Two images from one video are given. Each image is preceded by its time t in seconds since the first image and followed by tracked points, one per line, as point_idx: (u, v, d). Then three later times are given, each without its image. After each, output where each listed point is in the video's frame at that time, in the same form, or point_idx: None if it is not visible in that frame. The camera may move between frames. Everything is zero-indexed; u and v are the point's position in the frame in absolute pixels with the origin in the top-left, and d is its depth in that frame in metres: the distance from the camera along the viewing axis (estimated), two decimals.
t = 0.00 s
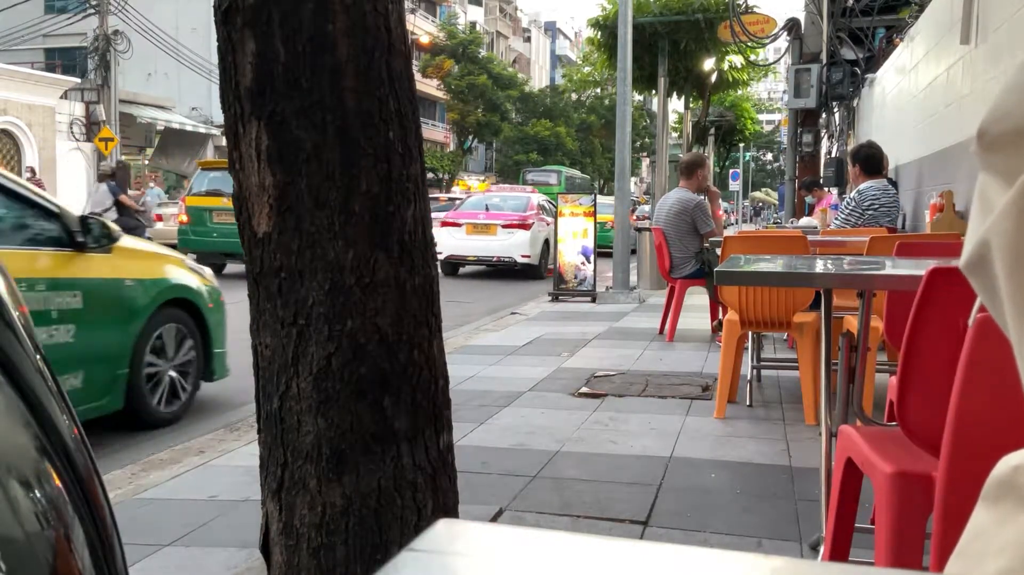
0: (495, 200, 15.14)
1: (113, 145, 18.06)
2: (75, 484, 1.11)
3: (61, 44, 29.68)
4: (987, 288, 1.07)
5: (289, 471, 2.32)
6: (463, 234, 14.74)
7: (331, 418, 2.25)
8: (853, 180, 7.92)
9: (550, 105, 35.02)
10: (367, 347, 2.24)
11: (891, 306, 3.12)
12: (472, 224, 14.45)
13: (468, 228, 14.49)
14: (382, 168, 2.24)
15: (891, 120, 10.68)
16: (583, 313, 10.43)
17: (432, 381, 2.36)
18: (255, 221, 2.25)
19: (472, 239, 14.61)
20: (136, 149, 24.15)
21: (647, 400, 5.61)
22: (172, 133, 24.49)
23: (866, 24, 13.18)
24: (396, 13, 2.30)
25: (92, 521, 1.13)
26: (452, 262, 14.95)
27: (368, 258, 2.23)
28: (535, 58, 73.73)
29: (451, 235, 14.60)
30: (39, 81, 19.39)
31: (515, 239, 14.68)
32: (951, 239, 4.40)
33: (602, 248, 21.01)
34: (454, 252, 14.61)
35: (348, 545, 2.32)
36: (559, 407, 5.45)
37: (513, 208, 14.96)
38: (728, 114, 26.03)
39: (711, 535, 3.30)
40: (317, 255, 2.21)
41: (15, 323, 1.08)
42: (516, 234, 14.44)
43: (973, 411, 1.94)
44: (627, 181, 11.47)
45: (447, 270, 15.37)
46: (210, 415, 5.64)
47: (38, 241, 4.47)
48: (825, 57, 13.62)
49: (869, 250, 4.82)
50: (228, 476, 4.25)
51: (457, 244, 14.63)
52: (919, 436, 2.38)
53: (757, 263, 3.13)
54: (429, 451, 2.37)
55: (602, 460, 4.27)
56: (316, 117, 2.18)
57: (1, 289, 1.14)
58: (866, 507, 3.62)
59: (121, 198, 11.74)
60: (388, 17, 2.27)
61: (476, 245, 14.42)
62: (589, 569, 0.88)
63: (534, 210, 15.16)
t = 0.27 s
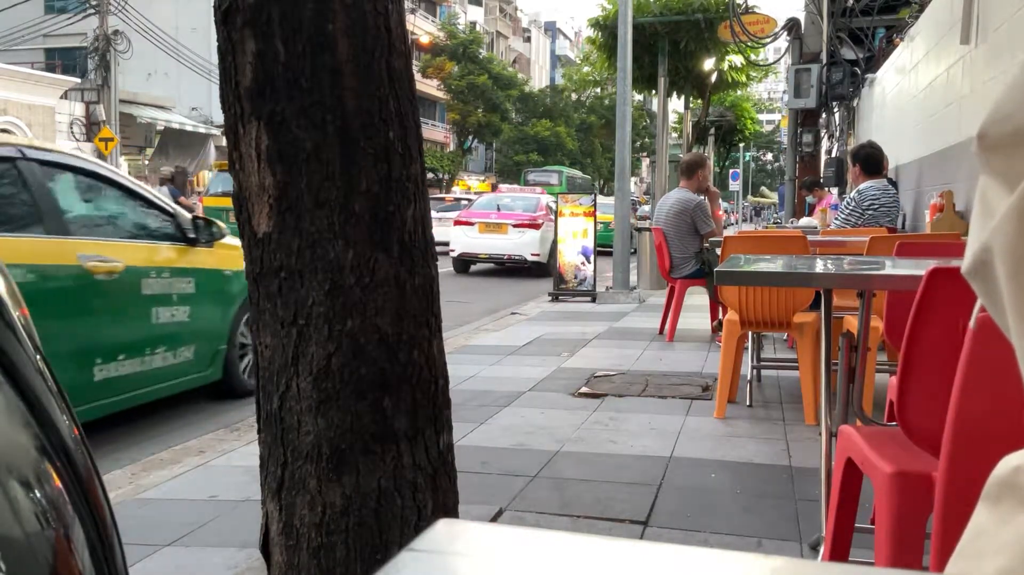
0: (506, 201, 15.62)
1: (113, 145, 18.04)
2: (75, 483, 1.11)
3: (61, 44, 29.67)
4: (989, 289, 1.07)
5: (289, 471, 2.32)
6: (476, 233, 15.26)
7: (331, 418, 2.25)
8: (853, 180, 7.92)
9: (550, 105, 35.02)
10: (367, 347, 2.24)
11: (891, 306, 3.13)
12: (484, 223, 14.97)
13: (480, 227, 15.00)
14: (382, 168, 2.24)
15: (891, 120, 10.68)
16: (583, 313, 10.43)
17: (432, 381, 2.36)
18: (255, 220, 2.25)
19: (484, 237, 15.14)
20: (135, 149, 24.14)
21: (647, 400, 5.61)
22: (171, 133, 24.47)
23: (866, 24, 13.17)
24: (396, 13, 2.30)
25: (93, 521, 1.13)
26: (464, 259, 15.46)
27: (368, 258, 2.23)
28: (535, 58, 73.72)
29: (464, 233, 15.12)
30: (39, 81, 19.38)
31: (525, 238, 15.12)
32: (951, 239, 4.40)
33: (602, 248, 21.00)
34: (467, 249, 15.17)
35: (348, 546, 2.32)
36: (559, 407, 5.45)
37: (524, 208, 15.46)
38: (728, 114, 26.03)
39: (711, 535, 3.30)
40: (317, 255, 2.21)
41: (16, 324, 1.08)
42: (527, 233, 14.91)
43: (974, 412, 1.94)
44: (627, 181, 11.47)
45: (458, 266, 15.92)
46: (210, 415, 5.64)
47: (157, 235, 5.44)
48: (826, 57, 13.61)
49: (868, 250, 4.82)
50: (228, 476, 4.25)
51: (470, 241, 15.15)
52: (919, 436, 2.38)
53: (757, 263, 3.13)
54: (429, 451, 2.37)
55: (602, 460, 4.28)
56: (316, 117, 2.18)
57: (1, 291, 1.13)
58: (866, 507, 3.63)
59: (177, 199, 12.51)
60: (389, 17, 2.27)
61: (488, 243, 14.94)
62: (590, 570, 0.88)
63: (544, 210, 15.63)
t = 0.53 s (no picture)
0: (515, 202, 15.90)
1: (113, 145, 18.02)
2: (76, 483, 1.11)
3: (61, 44, 29.64)
4: (992, 288, 1.07)
5: (289, 471, 2.32)
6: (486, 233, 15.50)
7: (331, 418, 2.25)
8: (853, 180, 7.92)
9: (550, 105, 35.01)
10: (367, 347, 2.24)
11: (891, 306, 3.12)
12: (495, 223, 15.20)
13: (491, 227, 15.24)
14: (383, 168, 2.24)
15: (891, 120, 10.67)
16: (583, 313, 10.42)
17: (432, 380, 2.36)
18: (255, 220, 2.25)
19: (495, 237, 15.36)
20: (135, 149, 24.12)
21: (647, 400, 5.61)
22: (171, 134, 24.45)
23: (866, 24, 13.16)
24: (396, 13, 2.30)
25: (93, 522, 1.13)
26: (475, 259, 15.68)
27: (368, 258, 2.23)
28: (535, 58, 73.72)
29: (474, 233, 15.34)
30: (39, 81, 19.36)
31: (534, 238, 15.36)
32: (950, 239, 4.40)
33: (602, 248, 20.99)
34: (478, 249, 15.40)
35: (348, 545, 2.32)
36: (559, 407, 5.45)
37: (532, 209, 15.74)
38: (728, 113, 26.02)
39: (711, 535, 3.30)
40: (317, 254, 2.21)
41: (16, 324, 1.08)
42: (536, 233, 15.16)
43: (974, 413, 1.94)
44: (627, 181, 11.47)
45: (468, 266, 16.15)
46: (210, 415, 5.64)
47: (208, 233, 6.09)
48: (826, 57, 13.60)
49: (869, 250, 4.82)
50: (228, 476, 4.25)
51: (480, 242, 15.37)
52: (920, 436, 2.38)
53: (757, 263, 3.13)
54: (429, 451, 2.37)
55: (602, 461, 4.27)
56: (316, 117, 2.18)
57: (2, 291, 1.13)
58: (866, 507, 3.63)
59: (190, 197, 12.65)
60: (388, 17, 2.27)
61: (499, 242, 15.17)
62: (591, 569, 0.88)
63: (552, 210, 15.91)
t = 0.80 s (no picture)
0: (523, 204, 16.17)
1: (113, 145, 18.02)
2: (76, 483, 1.11)
3: (61, 44, 29.65)
4: (992, 290, 1.07)
5: (289, 471, 2.32)
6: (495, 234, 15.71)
7: (331, 418, 2.25)
8: (853, 180, 7.92)
9: (550, 105, 35.01)
10: (367, 347, 2.24)
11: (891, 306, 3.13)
12: (505, 224, 15.41)
13: (500, 228, 15.44)
14: (382, 168, 2.24)
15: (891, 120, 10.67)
16: (583, 313, 10.43)
17: (432, 380, 2.36)
18: (255, 220, 2.25)
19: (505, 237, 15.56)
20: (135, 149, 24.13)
21: (647, 400, 5.61)
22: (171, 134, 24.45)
23: (865, 24, 13.16)
24: (396, 13, 2.30)
25: (93, 523, 1.13)
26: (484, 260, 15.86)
27: (368, 258, 2.23)
28: (535, 58, 73.74)
29: (485, 234, 15.51)
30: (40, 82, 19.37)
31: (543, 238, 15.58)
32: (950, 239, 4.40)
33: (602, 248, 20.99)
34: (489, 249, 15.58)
35: (348, 545, 2.32)
36: (559, 407, 5.45)
37: (540, 210, 16.02)
38: (728, 113, 26.01)
39: (711, 536, 3.30)
40: (317, 255, 2.21)
41: (17, 324, 1.08)
42: (545, 233, 15.41)
43: (974, 414, 1.95)
44: (627, 181, 11.47)
45: (478, 265, 16.32)
46: (210, 415, 5.64)
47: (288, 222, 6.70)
48: (826, 57, 13.60)
49: (868, 250, 4.82)
50: (228, 476, 4.25)
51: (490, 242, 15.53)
52: (920, 436, 2.38)
53: (757, 263, 3.14)
54: (429, 451, 2.37)
55: (602, 461, 4.28)
56: (316, 117, 2.18)
57: (3, 292, 1.13)
58: (866, 507, 3.63)
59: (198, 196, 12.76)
60: (388, 17, 2.27)
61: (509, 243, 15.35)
62: (591, 570, 0.88)
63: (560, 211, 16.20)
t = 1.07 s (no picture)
0: (532, 204, 16.57)
1: (113, 145, 18.02)
2: (75, 484, 1.11)
3: (61, 44, 29.63)
4: (992, 291, 1.07)
5: (289, 471, 2.32)
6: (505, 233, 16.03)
7: (331, 418, 2.25)
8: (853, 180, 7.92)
9: (550, 105, 35.02)
10: (367, 347, 2.24)
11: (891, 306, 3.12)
12: (514, 223, 15.74)
13: (510, 227, 15.78)
14: (383, 168, 2.24)
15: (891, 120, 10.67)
16: (583, 313, 10.43)
17: (432, 381, 2.36)
18: (255, 220, 2.25)
19: (514, 236, 15.88)
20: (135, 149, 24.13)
21: (647, 400, 5.62)
22: (171, 134, 24.44)
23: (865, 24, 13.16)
24: (396, 13, 2.30)
25: (93, 522, 1.13)
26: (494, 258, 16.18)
27: (368, 258, 2.23)
28: (535, 58, 73.76)
29: (494, 233, 15.81)
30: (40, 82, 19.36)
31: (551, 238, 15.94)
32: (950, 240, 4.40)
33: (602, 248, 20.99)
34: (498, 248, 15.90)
35: (348, 545, 2.32)
36: (560, 407, 5.45)
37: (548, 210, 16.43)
38: (728, 113, 26.01)
39: (711, 536, 3.30)
40: (317, 255, 2.21)
41: (16, 325, 1.08)
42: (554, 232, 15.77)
43: (974, 415, 1.94)
44: (627, 181, 11.47)
45: (487, 262, 16.66)
46: (210, 415, 5.64)
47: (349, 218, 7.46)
48: (826, 57, 13.61)
49: (868, 250, 4.82)
50: (228, 476, 4.25)
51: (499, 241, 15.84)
52: (921, 436, 2.38)
53: (757, 263, 3.14)
54: (429, 451, 2.37)
55: (602, 461, 4.28)
56: (316, 117, 2.18)
57: (2, 291, 1.13)
58: (866, 507, 3.63)
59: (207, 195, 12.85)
60: (388, 18, 2.27)
61: (518, 242, 15.66)
62: (591, 570, 0.88)
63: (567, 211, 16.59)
